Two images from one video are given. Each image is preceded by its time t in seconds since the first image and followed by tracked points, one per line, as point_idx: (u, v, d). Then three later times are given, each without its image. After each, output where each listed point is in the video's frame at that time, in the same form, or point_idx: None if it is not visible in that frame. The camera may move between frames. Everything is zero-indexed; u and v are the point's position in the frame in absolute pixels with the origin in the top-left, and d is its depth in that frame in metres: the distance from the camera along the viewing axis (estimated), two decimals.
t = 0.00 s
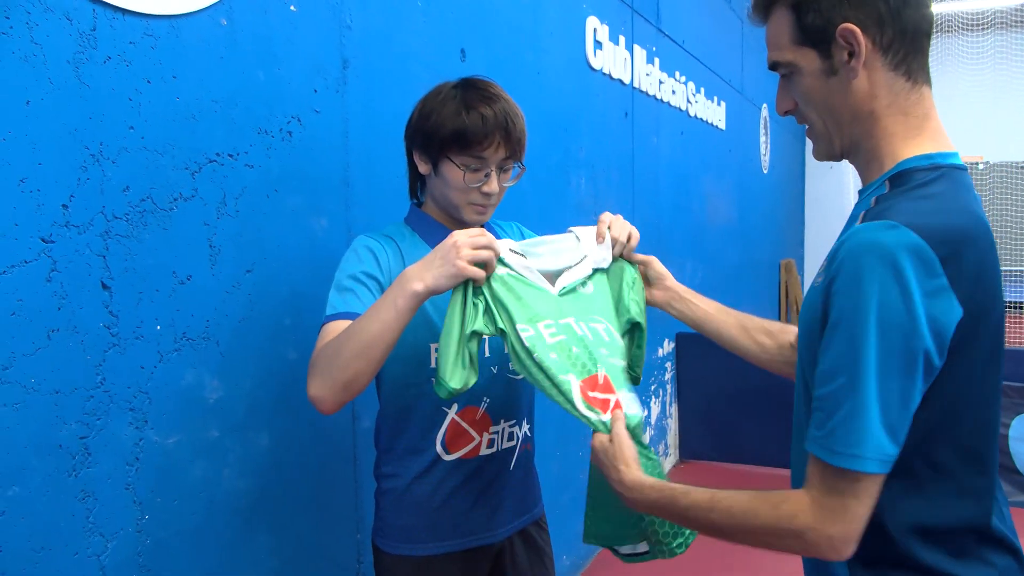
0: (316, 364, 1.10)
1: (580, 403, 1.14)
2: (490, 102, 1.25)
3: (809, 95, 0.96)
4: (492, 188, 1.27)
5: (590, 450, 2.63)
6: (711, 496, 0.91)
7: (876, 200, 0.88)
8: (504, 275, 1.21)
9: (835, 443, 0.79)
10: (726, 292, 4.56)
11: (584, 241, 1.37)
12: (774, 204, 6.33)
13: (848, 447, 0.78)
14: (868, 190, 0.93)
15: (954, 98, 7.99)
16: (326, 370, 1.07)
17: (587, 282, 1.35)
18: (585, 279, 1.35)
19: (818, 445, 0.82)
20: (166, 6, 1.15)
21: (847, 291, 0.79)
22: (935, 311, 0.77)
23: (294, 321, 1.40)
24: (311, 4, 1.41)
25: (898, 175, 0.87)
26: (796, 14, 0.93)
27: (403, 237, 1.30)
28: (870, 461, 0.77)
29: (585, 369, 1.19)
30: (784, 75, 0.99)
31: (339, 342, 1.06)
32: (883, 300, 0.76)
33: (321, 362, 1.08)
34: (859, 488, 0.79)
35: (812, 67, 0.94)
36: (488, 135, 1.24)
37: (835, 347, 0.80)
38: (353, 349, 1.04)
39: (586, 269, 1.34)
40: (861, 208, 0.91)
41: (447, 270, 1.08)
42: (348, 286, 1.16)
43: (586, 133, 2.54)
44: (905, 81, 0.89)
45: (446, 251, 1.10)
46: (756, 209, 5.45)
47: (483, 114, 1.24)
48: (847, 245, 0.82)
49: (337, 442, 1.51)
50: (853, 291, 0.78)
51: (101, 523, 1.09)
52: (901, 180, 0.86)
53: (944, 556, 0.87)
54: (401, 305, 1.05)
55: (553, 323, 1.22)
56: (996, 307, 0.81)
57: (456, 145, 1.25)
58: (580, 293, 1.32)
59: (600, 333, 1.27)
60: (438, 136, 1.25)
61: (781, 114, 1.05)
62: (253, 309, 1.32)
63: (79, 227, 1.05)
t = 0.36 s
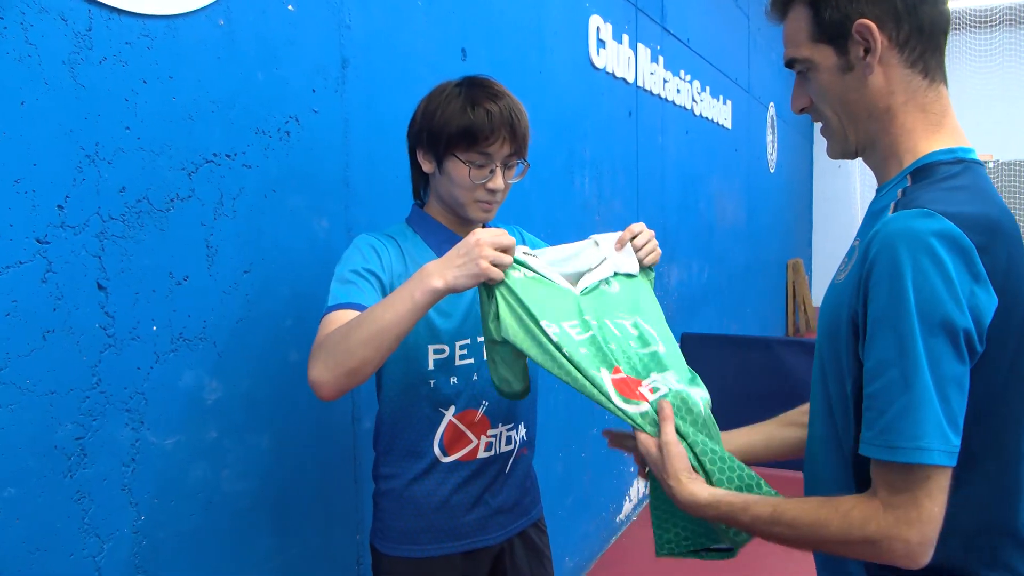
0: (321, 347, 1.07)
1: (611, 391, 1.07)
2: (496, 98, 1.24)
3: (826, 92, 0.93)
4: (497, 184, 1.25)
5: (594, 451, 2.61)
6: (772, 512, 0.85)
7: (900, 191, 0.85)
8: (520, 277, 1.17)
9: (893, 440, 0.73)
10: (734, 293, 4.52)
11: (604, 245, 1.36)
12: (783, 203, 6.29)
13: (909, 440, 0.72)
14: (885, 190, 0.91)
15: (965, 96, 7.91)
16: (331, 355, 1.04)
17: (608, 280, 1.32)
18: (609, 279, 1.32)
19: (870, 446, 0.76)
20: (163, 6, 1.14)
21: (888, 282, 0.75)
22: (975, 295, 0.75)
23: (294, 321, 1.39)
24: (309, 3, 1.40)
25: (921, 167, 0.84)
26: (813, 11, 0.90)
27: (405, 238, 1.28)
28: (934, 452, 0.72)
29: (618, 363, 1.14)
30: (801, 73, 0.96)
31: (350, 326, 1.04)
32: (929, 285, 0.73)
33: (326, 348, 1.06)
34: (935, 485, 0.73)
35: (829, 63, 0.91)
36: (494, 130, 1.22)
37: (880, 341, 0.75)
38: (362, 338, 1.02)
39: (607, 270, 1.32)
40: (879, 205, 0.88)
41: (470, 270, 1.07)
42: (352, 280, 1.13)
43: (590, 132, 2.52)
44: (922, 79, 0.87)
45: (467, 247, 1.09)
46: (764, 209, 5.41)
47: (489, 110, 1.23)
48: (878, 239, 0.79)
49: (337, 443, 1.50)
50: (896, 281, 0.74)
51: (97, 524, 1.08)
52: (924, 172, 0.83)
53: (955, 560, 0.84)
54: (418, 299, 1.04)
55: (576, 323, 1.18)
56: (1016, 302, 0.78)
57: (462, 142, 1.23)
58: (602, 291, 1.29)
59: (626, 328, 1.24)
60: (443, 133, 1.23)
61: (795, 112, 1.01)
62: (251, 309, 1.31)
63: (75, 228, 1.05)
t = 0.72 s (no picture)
0: (310, 368, 1.04)
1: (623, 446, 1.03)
2: (493, 101, 1.23)
3: (824, 92, 0.94)
4: (492, 188, 1.24)
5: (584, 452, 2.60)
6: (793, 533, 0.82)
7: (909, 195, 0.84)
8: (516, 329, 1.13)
9: (912, 451, 0.73)
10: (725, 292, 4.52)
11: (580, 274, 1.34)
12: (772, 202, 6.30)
13: (930, 453, 0.72)
14: (889, 192, 0.90)
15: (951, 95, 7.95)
16: (318, 379, 1.03)
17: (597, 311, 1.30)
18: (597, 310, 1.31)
19: (887, 456, 0.75)
20: (145, 5, 1.12)
21: (906, 291, 0.74)
22: (990, 302, 0.75)
23: (280, 324, 1.37)
24: (294, 2, 1.38)
25: (927, 170, 0.84)
26: (810, 12, 0.91)
27: (395, 242, 1.26)
28: (956, 463, 0.71)
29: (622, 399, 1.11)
30: (800, 74, 0.96)
31: (338, 354, 1.01)
32: (948, 294, 0.72)
33: (315, 370, 1.03)
34: (953, 497, 0.72)
35: (827, 65, 0.91)
36: (492, 132, 1.21)
37: (899, 350, 0.74)
38: (353, 366, 1.00)
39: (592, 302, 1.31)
40: (888, 207, 0.87)
41: (452, 308, 1.05)
42: (337, 294, 1.11)
43: (580, 132, 2.51)
44: (922, 78, 0.86)
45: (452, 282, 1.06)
46: (754, 208, 5.41)
47: (486, 112, 1.21)
48: (893, 248, 0.78)
49: (325, 447, 1.48)
50: (915, 290, 0.73)
51: (80, 530, 1.06)
52: (932, 176, 0.83)
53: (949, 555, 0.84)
54: (405, 335, 1.02)
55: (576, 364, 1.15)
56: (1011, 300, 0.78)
57: (457, 145, 1.21)
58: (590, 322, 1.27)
59: (623, 358, 1.21)
60: (439, 133, 1.21)
61: (795, 112, 1.02)
62: (236, 312, 1.29)
63: (56, 230, 1.02)
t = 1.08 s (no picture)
0: (295, 365, 1.03)
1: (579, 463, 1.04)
2: (487, 108, 1.21)
3: (825, 94, 0.93)
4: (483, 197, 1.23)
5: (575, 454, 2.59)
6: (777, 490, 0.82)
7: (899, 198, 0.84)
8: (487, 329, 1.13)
9: (876, 452, 0.73)
10: (716, 293, 4.52)
11: (577, 282, 1.34)
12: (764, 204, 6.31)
13: (891, 455, 0.72)
14: (887, 194, 0.90)
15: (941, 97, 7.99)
16: (303, 377, 1.02)
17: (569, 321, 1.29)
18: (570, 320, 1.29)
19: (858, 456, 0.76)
20: (130, 7, 1.11)
21: (880, 297, 0.74)
22: (968, 308, 0.74)
23: (267, 327, 1.36)
24: (280, 4, 1.37)
25: (921, 174, 0.84)
26: (813, 13, 0.89)
27: (387, 246, 1.25)
28: (914, 467, 0.72)
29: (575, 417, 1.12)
30: (800, 74, 0.95)
31: (326, 351, 1.01)
32: (922, 302, 0.72)
33: (301, 365, 1.02)
34: (918, 493, 0.73)
35: (829, 66, 0.90)
36: (484, 142, 1.20)
37: (871, 355, 0.75)
38: (339, 363, 1.00)
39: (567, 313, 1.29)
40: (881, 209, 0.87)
41: (444, 305, 1.06)
42: (328, 293, 1.10)
43: (569, 134, 2.51)
44: (924, 83, 0.86)
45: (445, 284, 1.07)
46: (745, 209, 5.43)
47: (479, 120, 1.19)
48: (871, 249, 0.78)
49: (313, 451, 1.47)
50: (888, 297, 0.73)
51: (64, 536, 1.04)
52: (925, 180, 0.83)
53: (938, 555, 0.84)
54: (397, 336, 1.02)
55: (532, 373, 1.14)
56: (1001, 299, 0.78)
57: (450, 153, 1.20)
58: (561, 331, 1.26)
59: (581, 368, 1.21)
60: (433, 138, 1.20)
61: (794, 111, 1.00)
62: (222, 315, 1.28)
63: (39, 234, 1.01)
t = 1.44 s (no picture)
0: (287, 357, 1.02)
1: (536, 476, 1.01)
2: (477, 107, 1.20)
3: (817, 94, 0.91)
4: (473, 195, 1.22)
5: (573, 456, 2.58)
6: (759, 416, 0.88)
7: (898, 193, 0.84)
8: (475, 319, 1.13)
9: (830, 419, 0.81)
10: (714, 295, 4.51)
11: (582, 278, 1.27)
12: (764, 204, 6.30)
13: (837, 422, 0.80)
14: (878, 195, 0.89)
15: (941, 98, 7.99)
16: (294, 365, 1.00)
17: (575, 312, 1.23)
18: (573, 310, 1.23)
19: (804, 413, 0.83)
20: (124, 5, 1.10)
21: (866, 276, 0.78)
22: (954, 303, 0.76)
23: (261, 329, 1.35)
24: (275, 2, 1.37)
25: (920, 169, 0.83)
26: (810, 10, 0.88)
27: (382, 245, 1.24)
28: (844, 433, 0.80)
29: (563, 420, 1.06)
30: (794, 69, 0.94)
31: (319, 339, 0.99)
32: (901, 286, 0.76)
33: (293, 354, 1.01)
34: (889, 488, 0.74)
35: (822, 65, 0.89)
36: (474, 141, 1.19)
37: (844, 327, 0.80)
38: (332, 350, 0.99)
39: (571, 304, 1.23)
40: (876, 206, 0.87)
41: (437, 288, 1.06)
42: (324, 289, 1.09)
43: (566, 134, 2.50)
44: (916, 87, 0.85)
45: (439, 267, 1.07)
46: (744, 210, 5.42)
47: (469, 119, 1.19)
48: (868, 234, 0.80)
49: (308, 453, 1.46)
50: (874, 276, 0.77)
51: (56, 539, 1.03)
52: (922, 178, 0.82)
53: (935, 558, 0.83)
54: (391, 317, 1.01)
55: (532, 361, 1.10)
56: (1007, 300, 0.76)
57: (440, 152, 1.19)
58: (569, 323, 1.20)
59: (596, 359, 1.14)
60: (422, 138, 1.19)
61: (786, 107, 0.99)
62: (216, 316, 1.27)
63: (32, 234, 1.00)
